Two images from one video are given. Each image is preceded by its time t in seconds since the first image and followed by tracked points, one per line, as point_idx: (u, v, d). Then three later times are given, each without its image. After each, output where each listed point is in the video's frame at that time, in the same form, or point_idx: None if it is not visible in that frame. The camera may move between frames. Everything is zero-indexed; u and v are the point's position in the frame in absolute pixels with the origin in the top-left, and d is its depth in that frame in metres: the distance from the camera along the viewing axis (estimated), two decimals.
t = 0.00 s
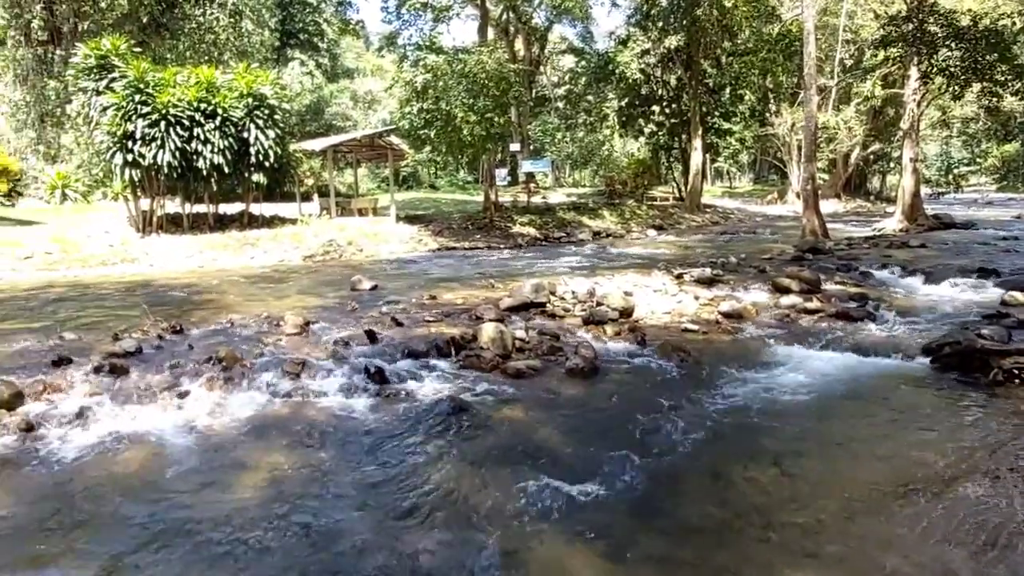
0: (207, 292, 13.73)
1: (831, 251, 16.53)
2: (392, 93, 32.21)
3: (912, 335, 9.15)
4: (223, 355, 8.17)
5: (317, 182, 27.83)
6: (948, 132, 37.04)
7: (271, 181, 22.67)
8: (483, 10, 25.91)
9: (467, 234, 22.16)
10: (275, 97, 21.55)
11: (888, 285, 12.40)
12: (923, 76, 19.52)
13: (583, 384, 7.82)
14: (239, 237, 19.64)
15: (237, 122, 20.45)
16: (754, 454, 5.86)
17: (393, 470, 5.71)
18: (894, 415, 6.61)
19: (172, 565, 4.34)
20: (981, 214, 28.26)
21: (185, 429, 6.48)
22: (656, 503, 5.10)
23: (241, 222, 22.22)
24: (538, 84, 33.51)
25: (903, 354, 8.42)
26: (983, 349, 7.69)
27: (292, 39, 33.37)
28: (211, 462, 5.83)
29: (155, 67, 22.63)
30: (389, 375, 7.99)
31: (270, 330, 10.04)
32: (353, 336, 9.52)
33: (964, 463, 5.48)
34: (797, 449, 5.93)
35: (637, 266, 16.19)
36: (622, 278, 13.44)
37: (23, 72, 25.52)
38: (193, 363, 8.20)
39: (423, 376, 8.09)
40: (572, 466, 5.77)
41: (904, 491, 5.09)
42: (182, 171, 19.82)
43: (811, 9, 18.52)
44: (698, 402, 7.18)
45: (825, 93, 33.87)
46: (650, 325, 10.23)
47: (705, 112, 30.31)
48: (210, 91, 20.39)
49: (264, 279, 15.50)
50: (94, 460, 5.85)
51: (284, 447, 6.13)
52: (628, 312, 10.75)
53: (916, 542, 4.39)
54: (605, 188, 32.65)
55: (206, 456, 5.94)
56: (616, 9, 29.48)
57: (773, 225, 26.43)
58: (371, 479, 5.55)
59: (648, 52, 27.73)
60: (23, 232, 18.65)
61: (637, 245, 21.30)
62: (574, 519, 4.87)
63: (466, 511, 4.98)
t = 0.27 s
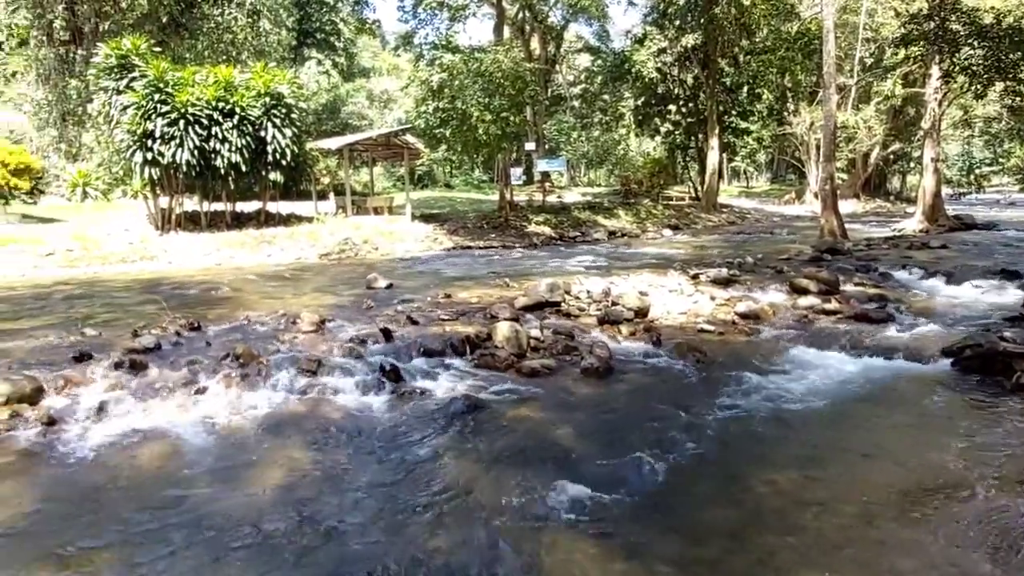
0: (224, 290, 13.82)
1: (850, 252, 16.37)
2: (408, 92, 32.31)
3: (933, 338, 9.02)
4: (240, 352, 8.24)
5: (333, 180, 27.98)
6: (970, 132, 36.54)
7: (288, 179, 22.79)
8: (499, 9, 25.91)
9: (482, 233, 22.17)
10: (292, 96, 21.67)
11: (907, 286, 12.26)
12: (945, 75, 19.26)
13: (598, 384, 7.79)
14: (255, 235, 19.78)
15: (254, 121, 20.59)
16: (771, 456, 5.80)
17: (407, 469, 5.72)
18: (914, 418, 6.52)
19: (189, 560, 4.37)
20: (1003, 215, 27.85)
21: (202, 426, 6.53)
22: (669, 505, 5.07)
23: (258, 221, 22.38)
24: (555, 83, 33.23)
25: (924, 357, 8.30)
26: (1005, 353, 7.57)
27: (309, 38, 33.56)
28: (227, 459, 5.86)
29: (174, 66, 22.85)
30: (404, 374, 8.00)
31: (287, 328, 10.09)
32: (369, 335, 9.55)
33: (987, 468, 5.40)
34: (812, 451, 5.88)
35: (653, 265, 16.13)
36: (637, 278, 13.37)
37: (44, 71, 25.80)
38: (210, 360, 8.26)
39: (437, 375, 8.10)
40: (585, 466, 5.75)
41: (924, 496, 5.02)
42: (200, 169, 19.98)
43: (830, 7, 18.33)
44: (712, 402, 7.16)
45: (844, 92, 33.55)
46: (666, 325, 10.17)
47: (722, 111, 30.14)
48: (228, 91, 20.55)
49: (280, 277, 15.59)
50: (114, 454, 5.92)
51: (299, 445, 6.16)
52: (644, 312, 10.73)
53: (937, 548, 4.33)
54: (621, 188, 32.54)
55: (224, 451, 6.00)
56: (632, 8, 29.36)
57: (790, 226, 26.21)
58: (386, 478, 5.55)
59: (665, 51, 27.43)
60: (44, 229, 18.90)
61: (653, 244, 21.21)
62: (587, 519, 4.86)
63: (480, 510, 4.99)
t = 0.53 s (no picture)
0: (241, 287, 13.93)
1: (868, 253, 16.21)
2: (423, 92, 32.39)
3: (952, 340, 8.91)
4: (256, 350, 8.30)
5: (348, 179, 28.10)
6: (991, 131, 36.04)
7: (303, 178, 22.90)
8: (514, 8, 25.92)
9: (497, 232, 22.18)
10: (308, 95, 21.79)
11: (927, 288, 12.12)
12: (966, 74, 19.00)
13: (612, 384, 7.77)
14: (271, 233, 19.91)
15: (271, 120, 20.72)
16: (786, 458, 5.76)
17: (420, 466, 5.73)
18: (932, 422, 6.45)
19: (204, 556, 4.40)
20: None
21: (218, 422, 6.58)
22: (685, 506, 5.03)
23: (274, 219, 22.52)
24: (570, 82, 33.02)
25: (943, 360, 8.20)
26: None
27: (325, 38, 33.76)
28: (243, 455, 5.91)
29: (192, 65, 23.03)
30: (418, 372, 8.02)
31: (302, 325, 10.15)
32: (383, 333, 9.58)
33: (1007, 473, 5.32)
34: (829, 454, 5.82)
35: (668, 265, 16.06)
36: (652, 278, 13.32)
37: (65, 70, 26.09)
38: (226, 357, 8.32)
39: (451, 374, 8.11)
40: (599, 466, 5.73)
41: (943, 500, 4.96)
42: (217, 167, 20.13)
43: (849, 6, 18.15)
44: (728, 403, 7.11)
45: (863, 91, 33.22)
46: (681, 326, 10.12)
47: (738, 110, 30.01)
48: (245, 90, 20.68)
49: (296, 275, 15.68)
50: (132, 449, 5.98)
51: (314, 442, 6.19)
52: (658, 313, 10.68)
53: (954, 553, 4.27)
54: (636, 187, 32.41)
55: (240, 448, 6.03)
56: (648, 6, 29.25)
57: (807, 226, 26.00)
58: (399, 476, 5.58)
59: (681, 49, 27.47)
60: (64, 226, 19.14)
61: (668, 244, 21.12)
62: (602, 520, 4.84)
63: (494, 509, 4.98)
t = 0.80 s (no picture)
0: (265, 285, 14.07)
1: (896, 254, 15.95)
2: (446, 91, 32.43)
3: (984, 344, 8.74)
4: (279, 347, 8.37)
5: (371, 179, 28.25)
6: None
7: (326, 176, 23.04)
8: (537, 7, 25.87)
9: (518, 232, 22.17)
10: (332, 95, 21.93)
11: (957, 290, 11.90)
12: (999, 72, 18.59)
13: (634, 384, 7.73)
14: (295, 231, 20.08)
15: (295, 119, 20.88)
16: (813, 462, 5.69)
17: (442, 465, 5.75)
18: (964, 427, 6.32)
19: (228, 550, 4.44)
20: None
21: (242, 418, 6.65)
22: (708, 509, 4.98)
23: (297, 217, 22.73)
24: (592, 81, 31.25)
25: (974, 364, 8.05)
26: None
27: (349, 38, 33.95)
28: (267, 451, 5.96)
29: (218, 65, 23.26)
30: (440, 370, 8.04)
31: (325, 323, 10.22)
32: (405, 331, 9.62)
33: None
34: (856, 458, 5.73)
35: (690, 266, 15.94)
36: (675, 279, 13.21)
37: (95, 71, 26.45)
38: (250, 354, 8.40)
39: (473, 373, 8.11)
40: (622, 467, 5.69)
41: (975, 506, 4.86)
42: (242, 166, 20.34)
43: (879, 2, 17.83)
44: (751, 405, 7.04)
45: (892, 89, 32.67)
46: (704, 326, 10.03)
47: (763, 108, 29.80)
48: (270, 90, 20.87)
49: (319, 273, 15.80)
50: (157, 444, 6.06)
51: (337, 439, 6.23)
52: (681, 313, 10.60)
53: (988, 561, 4.18)
54: (659, 187, 32.21)
55: (263, 444, 6.09)
56: (672, 5, 28.97)
57: (834, 227, 25.63)
58: (421, 473, 5.60)
59: (706, 48, 26.75)
60: (94, 224, 19.45)
61: (691, 244, 20.95)
62: (624, 521, 4.80)
63: (516, 508, 4.97)
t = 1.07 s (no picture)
0: (290, 282, 14.22)
1: (927, 255, 15.65)
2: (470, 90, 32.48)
3: (1018, 347, 8.54)
4: (304, 344, 8.45)
5: (394, 177, 28.41)
6: None
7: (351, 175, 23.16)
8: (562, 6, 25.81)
9: (541, 231, 22.14)
10: (357, 94, 22.09)
11: (990, 292, 11.65)
12: None
13: (657, 384, 7.69)
14: (320, 229, 20.26)
15: (320, 119, 21.06)
16: (839, 465, 5.61)
17: (465, 462, 5.77)
18: (997, 432, 6.19)
19: (253, 543, 4.49)
20: None
21: (268, 413, 6.73)
22: (731, 510, 4.94)
23: (322, 215, 22.93)
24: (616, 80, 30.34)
25: (1007, 367, 7.87)
26: None
27: (374, 38, 34.16)
28: (292, 446, 6.03)
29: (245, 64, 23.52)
30: (462, 368, 8.06)
31: (349, 320, 10.30)
32: (428, 329, 9.66)
33: None
34: (884, 462, 5.64)
35: (715, 266, 15.79)
36: (699, 279, 13.10)
37: (127, 71, 27.17)
38: (276, 350, 8.50)
39: (495, 371, 8.12)
40: (644, 467, 5.67)
41: (1008, 514, 4.76)
42: (268, 165, 20.57)
43: None
44: (776, 407, 6.97)
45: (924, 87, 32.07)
46: (728, 327, 9.95)
47: (791, 107, 29.44)
48: (296, 89, 21.07)
49: (343, 271, 15.92)
50: (185, 438, 6.15)
51: (360, 435, 6.28)
52: (705, 314, 10.51)
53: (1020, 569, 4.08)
54: (684, 187, 31.96)
55: (288, 439, 6.15)
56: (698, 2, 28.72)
57: (862, 227, 25.23)
58: (443, 470, 5.63)
59: (732, 46, 26.75)
60: (125, 222, 19.79)
61: (716, 244, 20.77)
62: (646, 522, 4.79)
63: (537, 507, 4.97)
